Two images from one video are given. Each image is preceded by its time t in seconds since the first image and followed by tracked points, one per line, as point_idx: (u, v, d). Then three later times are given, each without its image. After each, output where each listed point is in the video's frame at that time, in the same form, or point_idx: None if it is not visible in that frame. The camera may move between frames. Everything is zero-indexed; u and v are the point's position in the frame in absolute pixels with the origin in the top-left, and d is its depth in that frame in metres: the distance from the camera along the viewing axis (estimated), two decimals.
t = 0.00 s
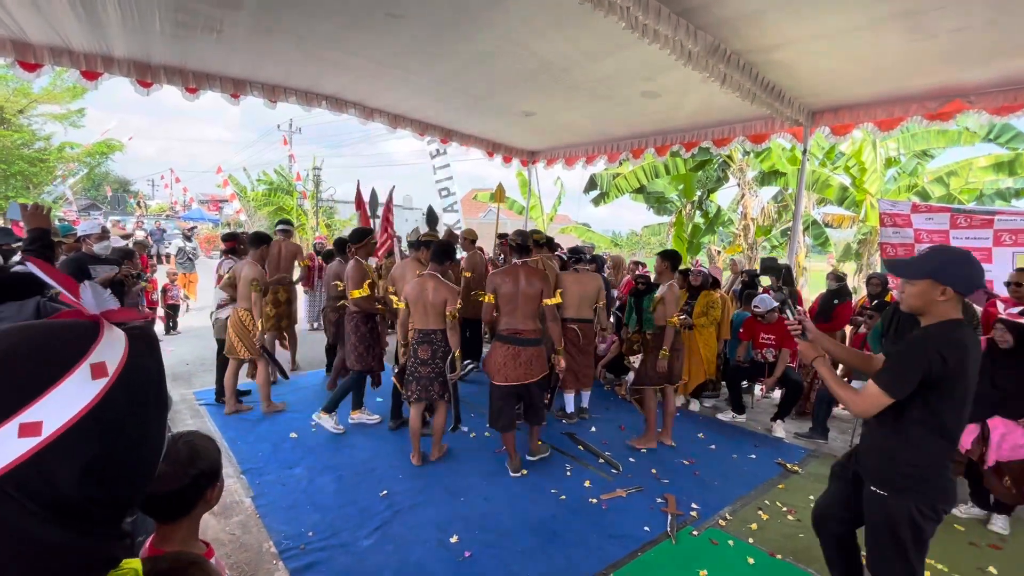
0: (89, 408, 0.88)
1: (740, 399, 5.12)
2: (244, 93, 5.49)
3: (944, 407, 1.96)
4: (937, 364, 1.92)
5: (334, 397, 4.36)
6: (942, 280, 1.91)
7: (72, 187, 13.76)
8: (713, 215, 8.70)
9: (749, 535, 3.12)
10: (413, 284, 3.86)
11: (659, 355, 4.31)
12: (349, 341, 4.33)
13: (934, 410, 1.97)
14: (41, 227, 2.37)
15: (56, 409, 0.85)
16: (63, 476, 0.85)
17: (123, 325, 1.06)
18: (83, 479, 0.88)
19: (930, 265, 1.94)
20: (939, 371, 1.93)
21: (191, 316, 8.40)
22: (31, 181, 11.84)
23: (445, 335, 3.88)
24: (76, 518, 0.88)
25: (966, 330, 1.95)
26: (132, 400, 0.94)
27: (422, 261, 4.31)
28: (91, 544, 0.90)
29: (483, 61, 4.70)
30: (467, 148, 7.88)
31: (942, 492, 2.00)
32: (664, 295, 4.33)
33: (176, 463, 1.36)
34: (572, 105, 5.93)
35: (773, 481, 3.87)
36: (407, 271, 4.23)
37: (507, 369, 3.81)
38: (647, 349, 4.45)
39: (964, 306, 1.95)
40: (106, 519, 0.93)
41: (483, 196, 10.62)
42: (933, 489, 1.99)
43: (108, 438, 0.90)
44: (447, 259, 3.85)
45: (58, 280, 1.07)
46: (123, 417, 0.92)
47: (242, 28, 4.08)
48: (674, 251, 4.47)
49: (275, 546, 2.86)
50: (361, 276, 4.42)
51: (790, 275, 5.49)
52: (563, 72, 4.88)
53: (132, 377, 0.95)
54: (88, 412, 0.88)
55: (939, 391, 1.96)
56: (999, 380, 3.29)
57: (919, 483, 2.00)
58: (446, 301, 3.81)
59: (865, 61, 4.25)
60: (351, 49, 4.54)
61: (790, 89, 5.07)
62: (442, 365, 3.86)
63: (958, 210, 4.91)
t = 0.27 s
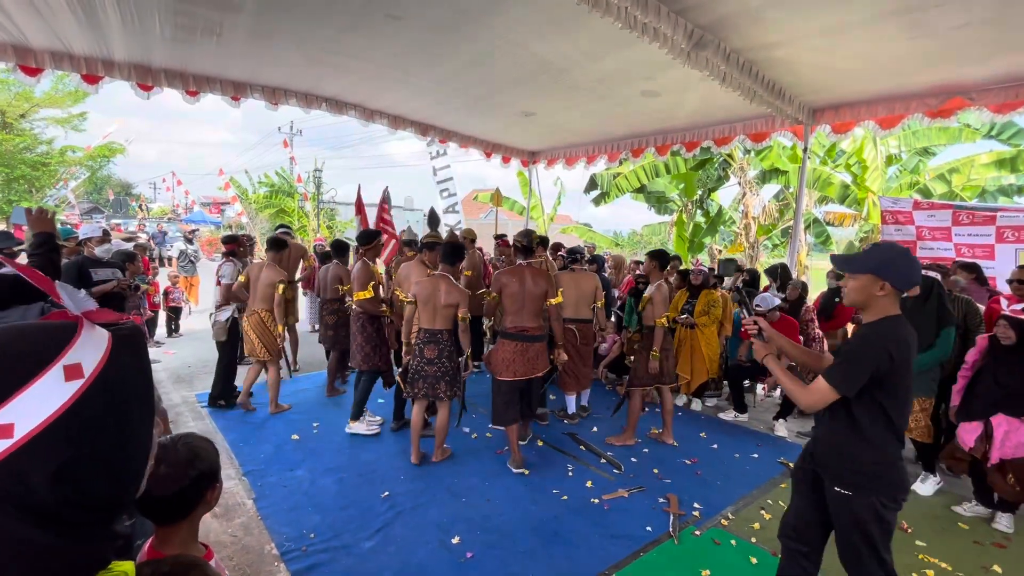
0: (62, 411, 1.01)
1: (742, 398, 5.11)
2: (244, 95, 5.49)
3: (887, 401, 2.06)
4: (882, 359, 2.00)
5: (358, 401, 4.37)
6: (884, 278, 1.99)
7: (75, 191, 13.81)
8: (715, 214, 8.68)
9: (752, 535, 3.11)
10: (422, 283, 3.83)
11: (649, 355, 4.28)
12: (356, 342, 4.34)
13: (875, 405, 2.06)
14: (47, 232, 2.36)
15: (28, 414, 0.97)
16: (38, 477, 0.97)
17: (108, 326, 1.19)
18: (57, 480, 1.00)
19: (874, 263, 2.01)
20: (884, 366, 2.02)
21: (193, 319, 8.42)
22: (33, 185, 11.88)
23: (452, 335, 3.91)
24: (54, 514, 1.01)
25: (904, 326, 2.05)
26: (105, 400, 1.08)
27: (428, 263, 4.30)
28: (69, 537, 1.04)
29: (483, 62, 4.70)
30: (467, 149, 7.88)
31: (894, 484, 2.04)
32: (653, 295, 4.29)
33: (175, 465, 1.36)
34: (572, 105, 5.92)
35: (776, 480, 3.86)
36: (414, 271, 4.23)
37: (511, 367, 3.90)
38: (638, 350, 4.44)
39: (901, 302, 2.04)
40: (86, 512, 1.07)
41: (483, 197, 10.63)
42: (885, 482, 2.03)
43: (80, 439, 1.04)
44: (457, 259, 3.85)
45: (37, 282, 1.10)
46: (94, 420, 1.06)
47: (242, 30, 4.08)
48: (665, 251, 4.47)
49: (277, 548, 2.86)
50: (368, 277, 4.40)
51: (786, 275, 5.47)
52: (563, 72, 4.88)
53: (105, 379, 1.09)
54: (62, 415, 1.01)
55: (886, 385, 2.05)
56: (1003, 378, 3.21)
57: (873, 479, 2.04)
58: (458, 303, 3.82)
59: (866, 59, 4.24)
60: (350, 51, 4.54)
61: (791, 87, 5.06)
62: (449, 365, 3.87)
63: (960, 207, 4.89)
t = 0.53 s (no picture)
0: (53, 410, 1.02)
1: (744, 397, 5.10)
2: (245, 98, 5.51)
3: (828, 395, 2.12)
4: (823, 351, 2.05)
5: (364, 404, 4.38)
6: (809, 269, 2.12)
7: (77, 194, 13.87)
8: (716, 213, 8.66)
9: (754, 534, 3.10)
10: (427, 283, 3.84)
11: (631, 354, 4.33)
12: (362, 343, 4.33)
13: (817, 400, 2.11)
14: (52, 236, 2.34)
15: (20, 413, 0.98)
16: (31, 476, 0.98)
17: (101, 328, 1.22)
18: (50, 479, 1.00)
19: (802, 257, 2.14)
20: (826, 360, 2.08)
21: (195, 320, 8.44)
22: (37, 188, 11.96)
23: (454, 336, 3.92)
24: (46, 515, 1.01)
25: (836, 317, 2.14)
26: (97, 398, 1.09)
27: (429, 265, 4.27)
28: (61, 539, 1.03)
29: (483, 63, 4.71)
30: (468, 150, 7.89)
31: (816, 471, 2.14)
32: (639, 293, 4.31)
33: (175, 467, 1.36)
34: (572, 105, 5.92)
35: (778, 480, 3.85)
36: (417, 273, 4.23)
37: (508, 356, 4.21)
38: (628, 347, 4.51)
39: (827, 294, 2.14)
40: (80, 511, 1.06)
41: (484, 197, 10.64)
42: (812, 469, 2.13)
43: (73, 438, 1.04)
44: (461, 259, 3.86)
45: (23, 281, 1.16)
46: (87, 419, 1.06)
47: (242, 32, 4.09)
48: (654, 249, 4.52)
49: (278, 549, 2.86)
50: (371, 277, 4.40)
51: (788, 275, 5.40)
52: (563, 72, 4.88)
53: (96, 379, 1.10)
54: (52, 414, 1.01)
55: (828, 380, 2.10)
56: (1004, 375, 3.21)
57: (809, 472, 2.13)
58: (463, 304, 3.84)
59: (866, 57, 4.23)
60: (350, 52, 4.55)
61: (791, 86, 5.06)
62: (451, 365, 3.87)
63: (962, 205, 4.87)
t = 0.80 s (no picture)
0: (57, 414, 1.08)
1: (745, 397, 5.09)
2: (247, 99, 5.52)
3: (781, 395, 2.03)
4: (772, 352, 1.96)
5: (365, 405, 4.39)
6: (738, 271, 2.02)
7: (80, 196, 13.93)
8: (717, 213, 8.64)
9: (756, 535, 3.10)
10: (427, 284, 3.84)
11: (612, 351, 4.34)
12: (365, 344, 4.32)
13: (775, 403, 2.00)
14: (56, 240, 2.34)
15: (26, 416, 1.04)
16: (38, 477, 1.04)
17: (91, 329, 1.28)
18: (58, 480, 1.07)
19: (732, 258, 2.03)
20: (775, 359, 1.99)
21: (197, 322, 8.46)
22: (40, 191, 12.02)
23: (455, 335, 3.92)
24: (50, 516, 1.06)
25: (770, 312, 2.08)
26: (98, 402, 1.16)
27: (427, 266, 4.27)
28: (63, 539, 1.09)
29: (484, 63, 4.71)
30: (469, 151, 7.89)
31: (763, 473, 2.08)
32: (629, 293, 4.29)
33: (175, 468, 1.37)
34: (573, 106, 5.93)
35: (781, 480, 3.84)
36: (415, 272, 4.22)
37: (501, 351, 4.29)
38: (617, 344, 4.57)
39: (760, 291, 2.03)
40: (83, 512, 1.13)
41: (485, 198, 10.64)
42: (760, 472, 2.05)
43: (76, 441, 1.11)
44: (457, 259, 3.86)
45: (18, 286, 1.16)
46: (89, 422, 1.13)
47: (243, 35, 4.11)
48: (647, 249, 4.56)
49: (280, 550, 2.86)
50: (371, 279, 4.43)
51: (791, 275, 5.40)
52: (563, 73, 4.88)
53: (97, 381, 1.18)
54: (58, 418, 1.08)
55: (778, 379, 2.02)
56: (1006, 375, 3.20)
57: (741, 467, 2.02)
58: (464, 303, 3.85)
59: (866, 56, 4.23)
60: (351, 54, 4.56)
61: (793, 86, 5.05)
62: (452, 365, 3.88)
63: (964, 204, 4.86)
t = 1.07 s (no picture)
0: (67, 417, 1.14)
1: (747, 397, 5.07)
2: (248, 101, 5.54)
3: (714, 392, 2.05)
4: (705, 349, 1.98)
5: (366, 406, 4.39)
6: (670, 271, 2.02)
7: (82, 197, 13.97)
8: (718, 213, 8.63)
9: (758, 535, 3.09)
10: (421, 286, 3.83)
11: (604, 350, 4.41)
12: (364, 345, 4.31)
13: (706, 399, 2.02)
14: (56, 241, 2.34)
15: (37, 420, 1.11)
16: (49, 478, 1.11)
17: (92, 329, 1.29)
18: (70, 480, 1.14)
19: (663, 258, 2.04)
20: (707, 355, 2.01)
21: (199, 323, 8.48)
22: (42, 192, 12.05)
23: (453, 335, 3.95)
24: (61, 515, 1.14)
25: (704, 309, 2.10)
26: (106, 404, 1.22)
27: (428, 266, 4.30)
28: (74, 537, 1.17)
29: (484, 64, 4.72)
30: (470, 151, 7.90)
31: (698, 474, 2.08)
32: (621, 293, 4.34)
33: (176, 470, 1.37)
34: (574, 106, 5.93)
35: (782, 480, 3.84)
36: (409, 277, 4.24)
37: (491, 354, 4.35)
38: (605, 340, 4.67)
39: (694, 289, 2.03)
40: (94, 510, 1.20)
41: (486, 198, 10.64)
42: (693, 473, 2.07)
43: (86, 443, 1.17)
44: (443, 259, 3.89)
45: (18, 286, 1.17)
46: (98, 426, 1.19)
47: (245, 36, 4.12)
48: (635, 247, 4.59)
49: (282, 550, 2.87)
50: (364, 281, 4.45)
51: (793, 274, 5.40)
52: (563, 73, 4.89)
53: (102, 383, 1.23)
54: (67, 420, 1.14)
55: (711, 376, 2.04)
56: (1009, 373, 3.19)
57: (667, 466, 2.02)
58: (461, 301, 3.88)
59: (867, 56, 4.23)
60: (352, 55, 4.57)
61: (794, 86, 5.05)
62: (451, 365, 3.90)
63: (966, 203, 4.85)
